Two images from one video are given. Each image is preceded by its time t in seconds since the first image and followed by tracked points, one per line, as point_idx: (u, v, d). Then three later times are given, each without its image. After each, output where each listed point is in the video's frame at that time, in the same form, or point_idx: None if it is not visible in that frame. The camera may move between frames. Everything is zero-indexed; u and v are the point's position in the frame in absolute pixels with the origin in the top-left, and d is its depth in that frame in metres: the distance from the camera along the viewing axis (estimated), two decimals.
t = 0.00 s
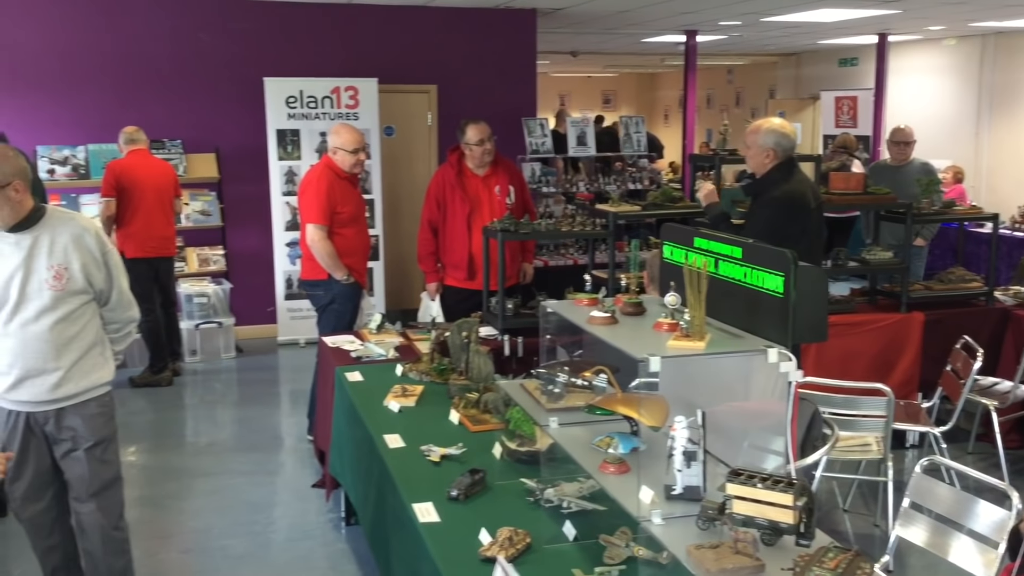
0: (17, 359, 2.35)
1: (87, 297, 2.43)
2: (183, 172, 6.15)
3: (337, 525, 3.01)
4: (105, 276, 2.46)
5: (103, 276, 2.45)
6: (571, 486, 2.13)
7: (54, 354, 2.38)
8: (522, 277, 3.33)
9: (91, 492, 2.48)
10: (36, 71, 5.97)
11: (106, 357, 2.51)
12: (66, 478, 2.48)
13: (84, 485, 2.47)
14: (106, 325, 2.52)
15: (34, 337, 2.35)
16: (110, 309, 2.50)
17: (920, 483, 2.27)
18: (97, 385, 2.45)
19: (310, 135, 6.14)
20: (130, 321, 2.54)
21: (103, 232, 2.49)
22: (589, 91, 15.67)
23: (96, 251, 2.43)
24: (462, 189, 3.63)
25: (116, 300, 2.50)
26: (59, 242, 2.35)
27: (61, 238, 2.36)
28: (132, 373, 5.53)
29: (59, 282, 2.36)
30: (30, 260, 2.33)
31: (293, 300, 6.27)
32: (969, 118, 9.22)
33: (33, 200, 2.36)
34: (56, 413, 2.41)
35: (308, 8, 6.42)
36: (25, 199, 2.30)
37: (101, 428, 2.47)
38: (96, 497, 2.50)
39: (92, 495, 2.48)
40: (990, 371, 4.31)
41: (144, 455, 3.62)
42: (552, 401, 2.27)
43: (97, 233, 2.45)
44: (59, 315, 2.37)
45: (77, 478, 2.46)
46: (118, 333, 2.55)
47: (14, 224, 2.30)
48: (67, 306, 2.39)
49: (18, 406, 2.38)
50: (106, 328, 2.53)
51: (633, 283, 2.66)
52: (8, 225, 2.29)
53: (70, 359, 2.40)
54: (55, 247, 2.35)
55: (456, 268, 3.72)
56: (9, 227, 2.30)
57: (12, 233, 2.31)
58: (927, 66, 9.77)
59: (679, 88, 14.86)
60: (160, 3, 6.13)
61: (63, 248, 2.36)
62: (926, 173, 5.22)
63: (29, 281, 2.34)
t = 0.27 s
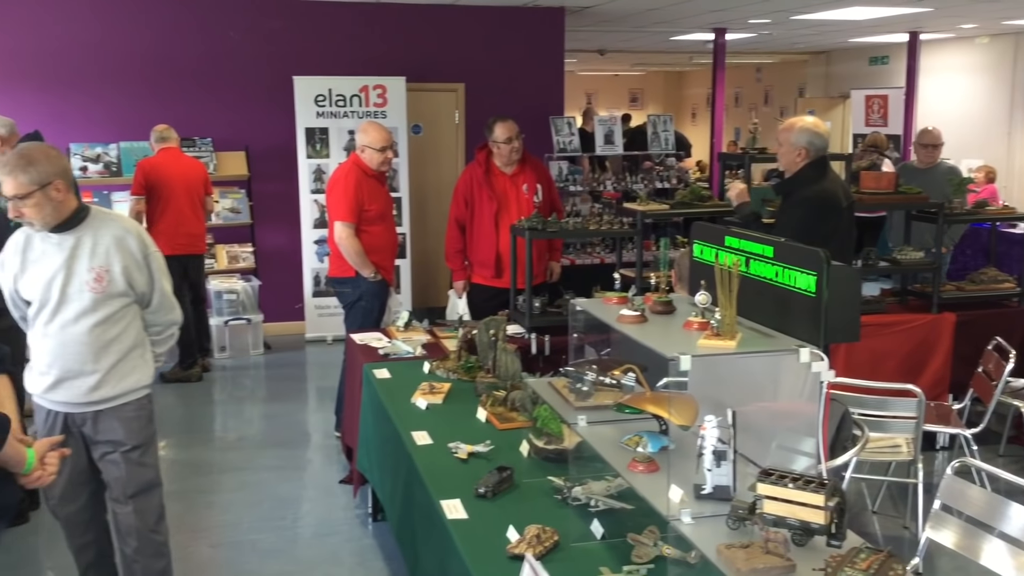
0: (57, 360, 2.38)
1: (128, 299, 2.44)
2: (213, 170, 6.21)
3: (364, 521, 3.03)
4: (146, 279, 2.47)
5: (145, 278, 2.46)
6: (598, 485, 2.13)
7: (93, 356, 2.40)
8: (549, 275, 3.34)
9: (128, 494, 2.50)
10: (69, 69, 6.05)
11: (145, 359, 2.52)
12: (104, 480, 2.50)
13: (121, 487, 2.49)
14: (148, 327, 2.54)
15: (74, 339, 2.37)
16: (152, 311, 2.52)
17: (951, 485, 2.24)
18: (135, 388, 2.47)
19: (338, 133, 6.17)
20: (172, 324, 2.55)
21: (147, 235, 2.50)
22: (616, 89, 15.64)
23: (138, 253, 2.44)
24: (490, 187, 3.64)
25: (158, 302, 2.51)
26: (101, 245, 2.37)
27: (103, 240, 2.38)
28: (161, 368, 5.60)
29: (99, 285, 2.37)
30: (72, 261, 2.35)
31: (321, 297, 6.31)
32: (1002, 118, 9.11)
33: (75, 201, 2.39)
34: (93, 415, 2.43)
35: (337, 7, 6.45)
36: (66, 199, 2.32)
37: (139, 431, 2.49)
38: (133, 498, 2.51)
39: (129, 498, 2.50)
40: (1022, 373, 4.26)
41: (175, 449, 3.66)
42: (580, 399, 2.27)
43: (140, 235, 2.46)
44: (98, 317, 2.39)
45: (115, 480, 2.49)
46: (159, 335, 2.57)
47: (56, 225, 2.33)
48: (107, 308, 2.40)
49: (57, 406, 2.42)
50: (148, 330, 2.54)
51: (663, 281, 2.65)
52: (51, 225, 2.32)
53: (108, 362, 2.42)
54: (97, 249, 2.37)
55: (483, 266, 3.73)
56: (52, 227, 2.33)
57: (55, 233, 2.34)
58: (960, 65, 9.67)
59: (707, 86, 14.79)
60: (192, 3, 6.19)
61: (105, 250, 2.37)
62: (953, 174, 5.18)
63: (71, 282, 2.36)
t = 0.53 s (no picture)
0: (106, 362, 2.41)
1: (177, 301, 2.47)
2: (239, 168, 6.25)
3: (388, 518, 3.04)
4: (196, 281, 2.50)
5: (194, 280, 2.49)
6: (624, 484, 2.12)
7: (141, 358, 2.42)
8: (574, 274, 3.34)
9: (172, 498, 2.52)
10: (100, 69, 6.13)
11: (194, 361, 2.55)
12: (148, 483, 2.53)
13: (165, 491, 2.51)
14: (198, 328, 2.56)
15: (123, 341, 2.40)
16: (201, 312, 2.55)
17: (980, 487, 2.23)
18: (182, 390, 2.50)
19: (363, 132, 6.19)
20: (221, 326, 2.58)
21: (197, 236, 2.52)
22: (639, 87, 15.63)
23: (188, 255, 2.46)
24: (514, 186, 3.64)
25: (207, 304, 2.54)
26: (151, 247, 2.40)
27: (154, 242, 2.40)
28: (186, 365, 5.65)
29: (149, 286, 2.40)
30: (123, 263, 2.38)
31: (346, 295, 6.34)
32: None
33: (124, 200, 2.41)
34: (141, 417, 2.46)
35: (362, 6, 6.49)
36: (114, 199, 2.34)
37: (185, 436, 2.51)
38: (175, 504, 2.53)
39: (171, 502, 2.52)
40: None
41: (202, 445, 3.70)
42: (606, 398, 2.26)
43: (190, 237, 2.48)
44: (148, 319, 2.42)
45: (160, 484, 2.51)
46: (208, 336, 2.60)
47: (105, 224, 2.35)
48: (156, 309, 2.43)
49: (106, 407, 2.45)
50: (197, 331, 2.57)
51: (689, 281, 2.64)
52: (101, 225, 2.34)
53: (157, 365, 2.44)
54: (147, 251, 2.40)
55: (507, 264, 3.74)
56: (101, 227, 2.35)
57: (106, 233, 2.36)
58: (988, 63, 9.59)
59: (732, 84, 14.75)
60: (220, 3, 6.25)
61: (156, 252, 2.40)
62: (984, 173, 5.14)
63: (122, 284, 2.39)
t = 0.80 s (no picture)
0: (160, 361, 2.44)
1: (231, 301, 2.50)
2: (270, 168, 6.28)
3: (417, 516, 3.05)
4: (250, 281, 2.52)
5: (249, 281, 2.51)
6: (654, 485, 2.12)
7: (194, 358, 2.45)
8: (603, 275, 3.34)
9: (221, 501, 2.54)
10: (134, 69, 6.21)
11: (247, 361, 2.58)
12: (197, 485, 2.55)
13: (214, 493, 2.53)
14: (251, 328, 2.59)
15: (178, 341, 2.43)
16: (254, 313, 2.57)
17: (1015, 491, 2.21)
18: (236, 390, 2.52)
19: (392, 132, 6.23)
20: (273, 326, 2.61)
21: (252, 236, 2.55)
22: (669, 87, 15.60)
23: (242, 256, 2.48)
24: (543, 186, 3.65)
25: (261, 304, 2.56)
26: (205, 248, 2.42)
27: (208, 242, 2.43)
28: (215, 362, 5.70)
29: (203, 286, 2.42)
30: (178, 263, 2.41)
31: (375, 294, 6.37)
32: None
33: (179, 199, 2.44)
34: (193, 417, 2.49)
35: (392, 6, 6.53)
36: (168, 198, 2.37)
37: (235, 437, 2.54)
38: (222, 506, 2.56)
39: (220, 505, 2.54)
40: None
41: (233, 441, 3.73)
42: (636, 398, 2.24)
43: (244, 237, 2.51)
44: (201, 319, 2.44)
45: (209, 487, 2.54)
46: (261, 336, 2.62)
47: (160, 223, 2.38)
48: (210, 309, 2.45)
49: (160, 407, 2.48)
50: (250, 330, 2.60)
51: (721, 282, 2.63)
52: (155, 225, 2.37)
53: (210, 365, 2.47)
54: (202, 251, 2.42)
55: (536, 264, 3.75)
56: (156, 226, 2.38)
57: (161, 233, 2.40)
58: None
59: (761, 83, 14.68)
60: (252, 4, 6.31)
61: (210, 253, 2.43)
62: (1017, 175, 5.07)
63: (177, 284, 2.42)
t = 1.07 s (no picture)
0: (199, 357, 2.49)
1: (271, 300, 2.51)
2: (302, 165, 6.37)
3: (446, 512, 3.06)
4: (291, 282, 2.53)
5: (289, 281, 2.52)
6: (685, 484, 2.10)
7: (231, 356, 2.48)
8: (633, 273, 3.34)
9: (255, 500, 2.56)
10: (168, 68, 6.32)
11: (287, 361, 2.59)
12: (232, 484, 2.58)
13: (248, 493, 2.55)
14: (293, 328, 2.61)
15: (216, 337, 2.47)
16: (295, 313, 2.58)
17: None
18: (273, 391, 2.54)
19: (423, 130, 6.26)
20: (314, 327, 2.61)
21: (296, 236, 2.56)
22: (700, 85, 15.56)
23: (283, 256, 2.49)
24: (574, 183, 3.64)
25: (302, 305, 2.57)
26: (246, 246, 2.45)
27: (249, 240, 2.45)
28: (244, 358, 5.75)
29: (242, 285, 2.45)
30: (218, 261, 2.44)
31: (403, 291, 6.41)
32: None
33: (223, 196, 2.47)
34: (229, 415, 2.52)
35: (423, 5, 6.57)
36: (210, 196, 2.41)
37: (269, 438, 2.55)
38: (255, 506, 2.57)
39: (253, 504, 2.56)
40: None
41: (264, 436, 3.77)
42: (668, 397, 2.24)
43: (287, 237, 2.52)
44: (240, 318, 2.47)
45: (244, 487, 2.55)
46: (303, 336, 2.63)
47: (202, 220, 2.43)
48: (249, 308, 2.48)
49: (198, 402, 2.52)
50: (292, 330, 2.62)
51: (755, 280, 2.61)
52: (197, 222, 2.42)
53: (246, 364, 2.49)
54: (242, 249, 2.45)
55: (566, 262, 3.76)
56: (198, 222, 2.42)
57: (203, 230, 2.44)
58: None
59: (794, 81, 14.60)
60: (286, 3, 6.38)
61: (250, 251, 2.45)
62: None
63: (217, 281, 2.45)
